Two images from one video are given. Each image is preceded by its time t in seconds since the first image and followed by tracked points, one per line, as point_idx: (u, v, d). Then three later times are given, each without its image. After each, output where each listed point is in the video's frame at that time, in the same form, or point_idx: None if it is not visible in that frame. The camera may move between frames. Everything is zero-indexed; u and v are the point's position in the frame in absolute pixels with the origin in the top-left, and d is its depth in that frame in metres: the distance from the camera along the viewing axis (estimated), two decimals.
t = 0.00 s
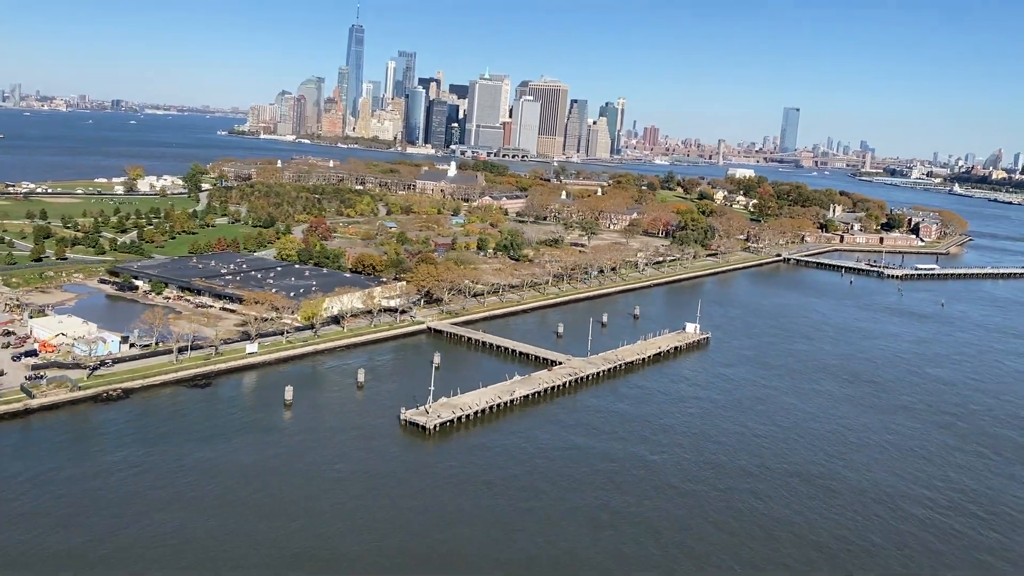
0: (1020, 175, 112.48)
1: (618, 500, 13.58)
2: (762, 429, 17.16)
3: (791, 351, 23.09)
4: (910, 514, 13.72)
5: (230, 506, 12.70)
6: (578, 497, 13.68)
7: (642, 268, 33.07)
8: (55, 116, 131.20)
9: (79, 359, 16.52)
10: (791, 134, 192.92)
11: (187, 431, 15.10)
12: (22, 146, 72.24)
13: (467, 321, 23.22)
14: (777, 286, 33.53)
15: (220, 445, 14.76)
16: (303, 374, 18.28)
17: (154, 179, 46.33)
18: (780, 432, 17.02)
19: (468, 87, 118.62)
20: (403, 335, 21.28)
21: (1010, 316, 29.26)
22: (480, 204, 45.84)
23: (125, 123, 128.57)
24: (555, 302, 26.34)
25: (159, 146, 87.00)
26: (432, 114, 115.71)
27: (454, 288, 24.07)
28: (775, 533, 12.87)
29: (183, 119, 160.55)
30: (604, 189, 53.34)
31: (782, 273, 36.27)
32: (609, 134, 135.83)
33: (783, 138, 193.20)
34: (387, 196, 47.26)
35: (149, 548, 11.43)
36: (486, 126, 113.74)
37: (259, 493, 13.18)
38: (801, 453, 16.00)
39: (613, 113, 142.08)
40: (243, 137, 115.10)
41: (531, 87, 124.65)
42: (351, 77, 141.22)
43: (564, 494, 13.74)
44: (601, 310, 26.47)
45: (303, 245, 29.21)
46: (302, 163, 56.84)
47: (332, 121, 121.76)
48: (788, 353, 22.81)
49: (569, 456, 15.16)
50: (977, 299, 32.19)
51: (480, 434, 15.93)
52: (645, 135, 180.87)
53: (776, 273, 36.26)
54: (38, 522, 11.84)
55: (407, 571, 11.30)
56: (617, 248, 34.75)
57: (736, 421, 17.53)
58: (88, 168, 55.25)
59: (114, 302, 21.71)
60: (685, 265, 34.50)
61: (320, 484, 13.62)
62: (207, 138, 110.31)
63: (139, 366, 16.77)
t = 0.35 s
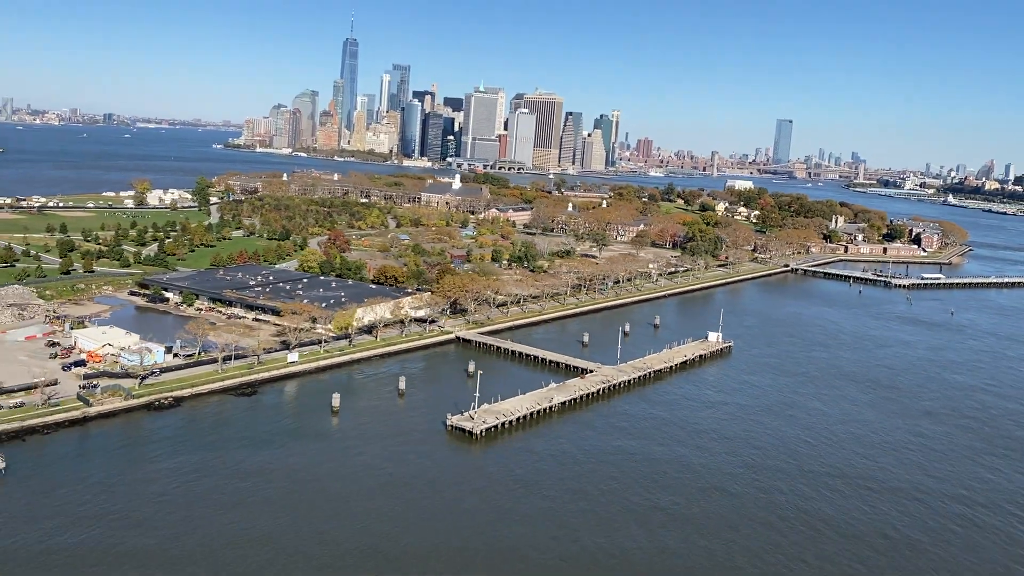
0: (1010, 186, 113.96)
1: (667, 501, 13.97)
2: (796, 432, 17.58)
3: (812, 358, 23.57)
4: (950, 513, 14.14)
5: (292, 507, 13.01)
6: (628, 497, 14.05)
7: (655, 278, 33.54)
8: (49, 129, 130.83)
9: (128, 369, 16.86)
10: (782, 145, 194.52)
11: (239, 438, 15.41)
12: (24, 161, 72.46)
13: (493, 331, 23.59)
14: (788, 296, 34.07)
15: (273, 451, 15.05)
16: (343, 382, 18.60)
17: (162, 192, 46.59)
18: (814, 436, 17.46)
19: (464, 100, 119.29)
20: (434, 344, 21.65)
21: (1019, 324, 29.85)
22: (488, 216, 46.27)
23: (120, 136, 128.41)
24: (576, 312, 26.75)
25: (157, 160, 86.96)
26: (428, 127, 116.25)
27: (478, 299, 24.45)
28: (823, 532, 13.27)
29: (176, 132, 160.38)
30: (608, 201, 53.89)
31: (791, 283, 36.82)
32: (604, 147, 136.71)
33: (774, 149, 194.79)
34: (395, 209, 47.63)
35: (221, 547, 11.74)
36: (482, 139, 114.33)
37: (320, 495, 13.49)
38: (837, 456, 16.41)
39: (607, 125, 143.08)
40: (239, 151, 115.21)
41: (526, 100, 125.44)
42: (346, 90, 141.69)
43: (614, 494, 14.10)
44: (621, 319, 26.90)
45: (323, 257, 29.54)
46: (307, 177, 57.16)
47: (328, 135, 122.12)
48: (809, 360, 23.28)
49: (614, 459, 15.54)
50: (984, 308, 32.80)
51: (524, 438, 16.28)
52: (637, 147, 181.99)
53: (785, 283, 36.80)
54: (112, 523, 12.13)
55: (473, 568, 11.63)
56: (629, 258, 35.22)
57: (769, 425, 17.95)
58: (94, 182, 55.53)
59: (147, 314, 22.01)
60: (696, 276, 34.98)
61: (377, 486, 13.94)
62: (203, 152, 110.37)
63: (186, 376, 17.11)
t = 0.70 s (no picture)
0: (1002, 191, 115.33)
1: (714, 496, 14.45)
2: (828, 431, 18.08)
3: (832, 360, 24.11)
4: (986, 507, 14.64)
5: (356, 503, 13.41)
6: (677, 494, 14.50)
7: (669, 284, 34.05)
8: (45, 140, 130.65)
9: (177, 374, 17.23)
10: (775, 152, 196.11)
11: (293, 439, 15.82)
12: (26, 172, 72.66)
13: (520, 336, 24.03)
14: (799, 300, 34.67)
15: (327, 453, 15.43)
16: (384, 385, 19.00)
17: (172, 202, 46.90)
18: (845, 434, 17.95)
19: (461, 109, 119.94)
20: (466, 349, 22.09)
21: None
22: (497, 224, 46.74)
23: (117, 146, 128.38)
24: (597, 317, 27.21)
25: (158, 170, 87.06)
26: (426, 135, 116.79)
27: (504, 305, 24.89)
28: (868, 525, 13.75)
29: (171, 142, 160.34)
30: (613, 208, 54.45)
31: (800, 288, 37.41)
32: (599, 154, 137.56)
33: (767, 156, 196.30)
34: (404, 217, 48.05)
35: (295, 540, 12.12)
36: (480, 147, 114.93)
37: (380, 493, 13.89)
38: (870, 453, 16.94)
39: (602, 133, 144.02)
40: (237, 160, 115.43)
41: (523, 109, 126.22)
42: (342, 99, 142.14)
43: (663, 492, 14.55)
44: (642, 324, 27.38)
45: (345, 265, 29.95)
46: (313, 186, 57.55)
47: (325, 143, 122.47)
48: (830, 362, 23.82)
49: (657, 458, 15.99)
50: (992, 311, 33.46)
51: (568, 438, 16.71)
52: (632, 154, 183.05)
53: (795, 287, 37.39)
54: (185, 519, 12.48)
55: (540, 559, 12.06)
56: (642, 263, 35.73)
57: (801, 425, 18.44)
58: (100, 192, 55.77)
59: (182, 322, 22.37)
60: (708, 281, 35.53)
61: (434, 484, 14.34)
62: (201, 161, 110.48)
63: (234, 381, 17.51)
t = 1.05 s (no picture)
0: (996, 193, 116.49)
1: (759, 490, 14.84)
2: (859, 428, 18.52)
3: (853, 360, 24.58)
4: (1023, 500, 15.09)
5: (414, 501, 13.77)
6: (723, 488, 14.89)
7: (683, 287, 34.50)
8: (41, 147, 130.33)
9: (224, 377, 17.55)
10: (769, 156, 197.59)
11: (343, 440, 16.16)
12: (28, 178, 72.68)
13: (546, 338, 24.43)
14: (811, 302, 35.17)
15: (378, 453, 15.77)
16: (423, 387, 19.35)
17: (182, 209, 47.08)
18: (877, 431, 18.40)
19: (459, 114, 120.46)
20: (496, 352, 22.46)
21: None
22: (506, 228, 47.10)
23: (113, 153, 128.18)
24: (617, 320, 27.62)
25: (159, 176, 87.10)
26: (424, 141, 117.21)
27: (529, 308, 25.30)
28: (912, 516, 14.18)
29: (166, 148, 160.25)
30: (618, 212, 54.95)
31: (811, 290, 37.92)
32: (596, 159, 138.25)
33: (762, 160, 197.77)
34: (414, 222, 48.37)
35: (361, 539, 12.46)
36: (478, 152, 115.47)
37: (437, 491, 14.24)
38: (903, 448, 17.36)
39: (599, 138, 144.85)
40: (235, 166, 115.48)
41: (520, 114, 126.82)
42: (338, 105, 142.45)
43: (710, 487, 14.94)
44: (662, 327, 27.80)
45: (366, 270, 30.30)
46: (319, 192, 57.80)
47: (323, 149, 122.80)
48: (852, 363, 24.29)
49: (698, 455, 16.39)
50: (1001, 311, 34.04)
51: (609, 437, 17.09)
52: (627, 159, 184.01)
53: (805, 290, 37.92)
54: (254, 516, 12.80)
55: (602, 552, 12.44)
56: (655, 266, 36.18)
57: (832, 422, 18.87)
58: (107, 199, 55.84)
59: (215, 327, 22.66)
60: (721, 284, 35.98)
61: (487, 482, 14.69)
62: (200, 168, 110.51)
63: (279, 384, 17.85)
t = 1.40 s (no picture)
0: (986, 193, 117.84)
1: (797, 480, 15.29)
2: (885, 422, 19.02)
3: (869, 357, 25.12)
4: None
5: (466, 492, 14.15)
6: (762, 478, 15.35)
7: (693, 287, 34.99)
8: (34, 152, 129.86)
9: (266, 378, 17.90)
10: (760, 158, 198.92)
11: (388, 435, 16.54)
12: (27, 183, 72.68)
13: (568, 338, 24.86)
14: (819, 301, 35.75)
15: (423, 448, 16.15)
16: (457, 385, 19.74)
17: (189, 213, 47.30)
18: (902, 424, 18.91)
19: (454, 117, 120.89)
20: (523, 352, 22.88)
21: None
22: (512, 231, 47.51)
23: (107, 158, 127.84)
24: (634, 320, 28.08)
25: (157, 180, 87.11)
26: (419, 144, 117.53)
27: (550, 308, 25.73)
28: (946, 504, 14.66)
29: (159, 152, 159.88)
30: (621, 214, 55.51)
31: (816, 290, 38.51)
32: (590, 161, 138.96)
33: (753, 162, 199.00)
34: (420, 225, 48.73)
35: (421, 527, 12.83)
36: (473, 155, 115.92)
37: (487, 482, 14.63)
38: (929, 440, 17.86)
39: (592, 140, 145.63)
40: (230, 171, 115.45)
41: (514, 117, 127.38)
42: (332, 109, 142.61)
43: (750, 477, 15.39)
44: (678, 326, 28.27)
45: (384, 272, 30.65)
46: (323, 195, 58.07)
47: (318, 153, 122.93)
48: (867, 359, 24.82)
49: (734, 448, 16.85)
50: (1006, 309, 34.71)
51: (645, 432, 17.53)
52: (619, 162, 184.98)
53: (811, 289, 38.50)
54: (315, 508, 13.15)
55: (656, 539, 12.84)
56: (664, 267, 36.66)
57: (857, 416, 19.38)
58: (112, 203, 55.94)
59: (245, 329, 22.98)
60: (729, 284, 36.50)
61: (534, 474, 15.09)
62: (196, 172, 110.46)
63: (320, 383, 18.21)
